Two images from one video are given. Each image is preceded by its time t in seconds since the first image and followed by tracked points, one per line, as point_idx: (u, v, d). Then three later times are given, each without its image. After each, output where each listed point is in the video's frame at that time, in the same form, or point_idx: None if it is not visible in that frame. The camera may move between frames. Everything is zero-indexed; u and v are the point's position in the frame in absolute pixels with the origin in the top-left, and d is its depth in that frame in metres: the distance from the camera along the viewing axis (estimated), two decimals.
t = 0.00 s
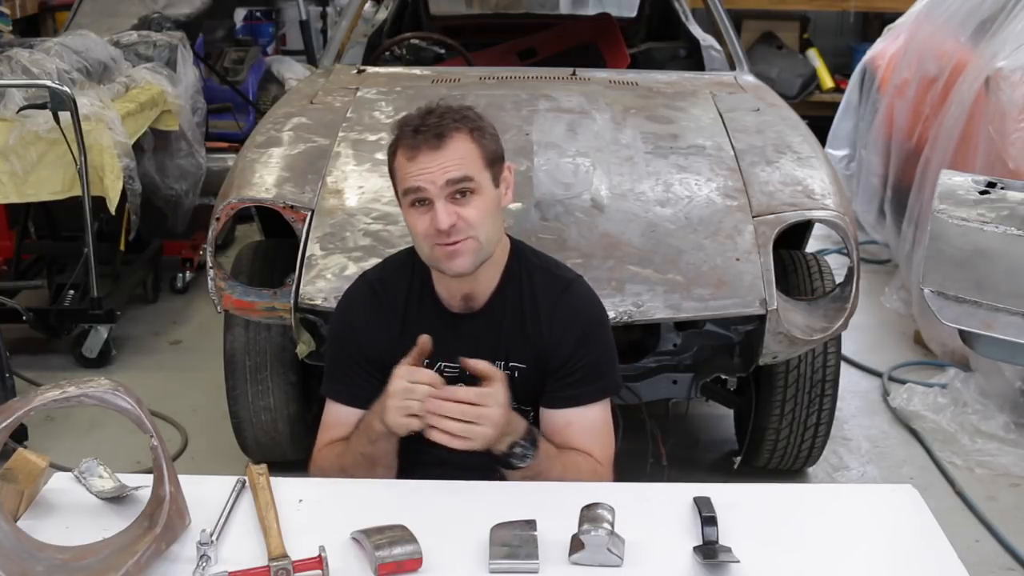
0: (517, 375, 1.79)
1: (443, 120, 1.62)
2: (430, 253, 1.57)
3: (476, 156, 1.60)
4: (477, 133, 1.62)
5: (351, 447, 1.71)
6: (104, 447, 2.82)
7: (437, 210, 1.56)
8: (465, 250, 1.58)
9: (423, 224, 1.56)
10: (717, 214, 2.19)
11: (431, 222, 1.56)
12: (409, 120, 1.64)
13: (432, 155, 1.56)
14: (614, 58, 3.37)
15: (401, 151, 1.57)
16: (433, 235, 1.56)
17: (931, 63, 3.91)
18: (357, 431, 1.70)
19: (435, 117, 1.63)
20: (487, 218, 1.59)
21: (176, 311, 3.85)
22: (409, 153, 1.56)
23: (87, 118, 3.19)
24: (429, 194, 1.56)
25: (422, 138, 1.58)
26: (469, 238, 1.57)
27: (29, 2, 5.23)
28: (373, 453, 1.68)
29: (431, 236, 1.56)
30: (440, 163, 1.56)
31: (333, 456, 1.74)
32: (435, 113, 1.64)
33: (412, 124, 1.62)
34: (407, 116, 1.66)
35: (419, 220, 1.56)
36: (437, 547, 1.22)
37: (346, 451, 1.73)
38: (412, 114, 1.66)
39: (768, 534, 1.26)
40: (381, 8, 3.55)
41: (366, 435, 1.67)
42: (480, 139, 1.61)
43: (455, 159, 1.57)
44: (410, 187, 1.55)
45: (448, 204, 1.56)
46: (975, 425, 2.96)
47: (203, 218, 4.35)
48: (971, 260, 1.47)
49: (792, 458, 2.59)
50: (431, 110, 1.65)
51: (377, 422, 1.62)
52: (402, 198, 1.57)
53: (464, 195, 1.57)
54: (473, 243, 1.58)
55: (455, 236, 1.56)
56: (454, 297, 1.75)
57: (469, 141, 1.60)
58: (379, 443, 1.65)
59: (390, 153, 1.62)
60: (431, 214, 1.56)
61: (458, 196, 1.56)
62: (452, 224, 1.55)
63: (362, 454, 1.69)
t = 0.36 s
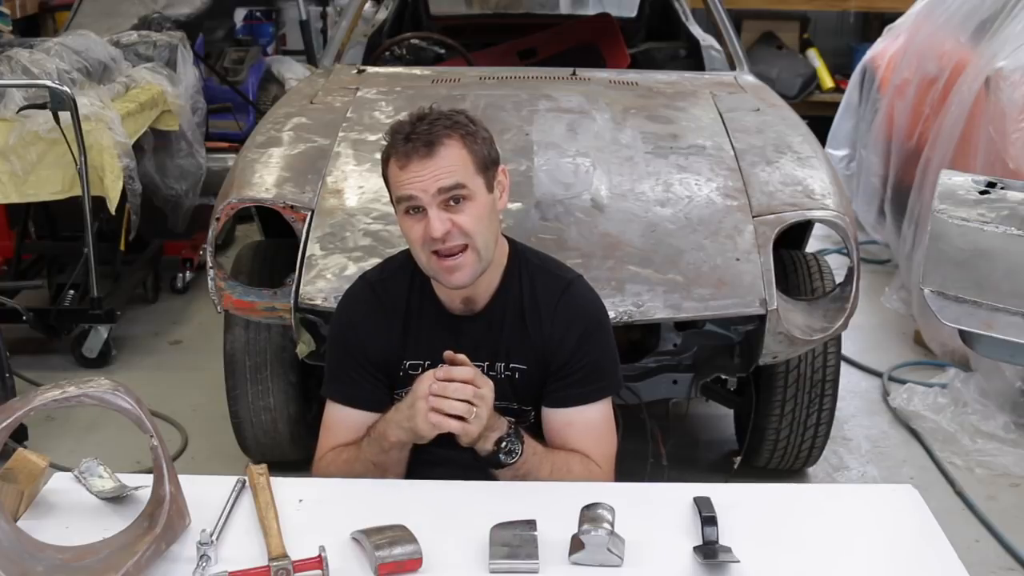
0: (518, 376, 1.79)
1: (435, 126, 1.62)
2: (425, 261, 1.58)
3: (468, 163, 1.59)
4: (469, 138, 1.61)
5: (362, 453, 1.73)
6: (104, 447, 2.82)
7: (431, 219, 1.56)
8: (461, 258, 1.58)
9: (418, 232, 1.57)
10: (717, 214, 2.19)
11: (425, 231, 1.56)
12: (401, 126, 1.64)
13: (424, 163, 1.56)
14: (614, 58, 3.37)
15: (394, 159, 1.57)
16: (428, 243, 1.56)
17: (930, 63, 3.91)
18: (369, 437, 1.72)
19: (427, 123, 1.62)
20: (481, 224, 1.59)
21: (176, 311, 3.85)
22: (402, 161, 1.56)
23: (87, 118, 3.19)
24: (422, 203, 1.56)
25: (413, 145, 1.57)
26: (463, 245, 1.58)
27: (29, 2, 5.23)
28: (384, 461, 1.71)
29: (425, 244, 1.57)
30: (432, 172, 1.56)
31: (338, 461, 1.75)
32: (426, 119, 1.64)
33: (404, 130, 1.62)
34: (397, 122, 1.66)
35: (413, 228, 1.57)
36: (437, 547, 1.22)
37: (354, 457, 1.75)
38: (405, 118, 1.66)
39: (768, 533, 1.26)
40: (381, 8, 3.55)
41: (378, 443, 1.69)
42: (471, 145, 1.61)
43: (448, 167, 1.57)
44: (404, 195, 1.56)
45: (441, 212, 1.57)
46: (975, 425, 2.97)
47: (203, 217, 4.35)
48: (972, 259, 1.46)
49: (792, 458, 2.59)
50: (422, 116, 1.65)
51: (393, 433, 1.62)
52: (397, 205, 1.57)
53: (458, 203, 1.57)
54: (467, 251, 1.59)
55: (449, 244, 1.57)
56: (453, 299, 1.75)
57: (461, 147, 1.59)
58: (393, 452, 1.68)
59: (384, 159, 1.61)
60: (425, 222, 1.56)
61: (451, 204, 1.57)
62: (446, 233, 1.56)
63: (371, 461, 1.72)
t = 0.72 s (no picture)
0: (518, 376, 1.79)
1: (439, 130, 1.61)
2: (427, 265, 1.58)
3: (472, 168, 1.59)
4: (473, 142, 1.61)
5: (358, 445, 1.72)
6: (104, 447, 2.82)
7: (433, 223, 1.56)
8: (463, 263, 1.58)
9: (420, 237, 1.57)
10: (717, 214, 2.19)
11: (427, 235, 1.56)
12: (404, 129, 1.63)
13: (428, 167, 1.56)
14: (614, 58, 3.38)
15: (398, 163, 1.57)
16: (430, 248, 1.56)
17: (931, 63, 3.91)
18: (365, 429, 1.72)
19: (431, 127, 1.62)
20: (483, 229, 1.59)
21: (176, 311, 3.85)
22: (405, 165, 1.56)
23: (87, 118, 3.19)
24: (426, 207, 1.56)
25: (417, 149, 1.57)
26: (466, 250, 1.58)
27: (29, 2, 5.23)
28: (379, 451, 1.70)
29: (427, 249, 1.57)
30: (437, 177, 1.55)
31: (335, 455, 1.75)
32: (430, 122, 1.63)
33: (408, 133, 1.61)
34: (400, 124, 1.65)
35: (416, 233, 1.57)
36: (437, 547, 1.22)
37: (350, 449, 1.73)
38: (409, 121, 1.65)
39: (768, 534, 1.26)
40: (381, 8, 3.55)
41: (374, 431, 1.68)
42: (475, 149, 1.61)
43: (452, 172, 1.56)
44: (407, 200, 1.55)
45: (444, 217, 1.56)
46: (975, 425, 2.97)
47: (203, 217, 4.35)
48: (972, 260, 1.45)
49: (792, 458, 2.59)
50: (426, 118, 1.64)
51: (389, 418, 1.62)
52: (400, 209, 1.57)
53: (461, 208, 1.57)
54: (470, 255, 1.59)
55: (452, 249, 1.57)
56: (454, 299, 1.75)
57: (464, 151, 1.59)
58: (387, 440, 1.67)
59: (387, 162, 1.61)
60: (428, 227, 1.56)
61: (455, 209, 1.57)
62: (449, 238, 1.56)
63: (368, 451, 1.71)
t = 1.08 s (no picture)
0: (518, 376, 1.79)
1: (441, 133, 1.61)
2: (425, 267, 1.59)
3: (472, 172, 1.59)
4: (475, 146, 1.61)
5: (352, 444, 1.72)
6: (104, 447, 2.82)
7: (432, 227, 1.56)
8: (461, 266, 1.58)
9: (418, 239, 1.57)
10: (717, 214, 2.19)
11: (426, 239, 1.56)
12: (407, 130, 1.63)
13: (428, 171, 1.56)
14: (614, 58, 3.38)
15: (399, 165, 1.57)
16: (428, 251, 1.56)
17: (931, 63, 3.91)
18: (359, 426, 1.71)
19: (435, 129, 1.62)
20: (482, 233, 1.59)
21: (176, 311, 3.85)
22: (406, 168, 1.56)
23: (87, 118, 3.19)
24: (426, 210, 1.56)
25: (419, 152, 1.57)
26: (464, 253, 1.58)
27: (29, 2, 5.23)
28: (373, 449, 1.68)
29: (426, 252, 1.57)
30: (438, 181, 1.55)
31: (334, 455, 1.75)
32: (433, 124, 1.63)
33: (410, 135, 1.61)
34: (403, 125, 1.65)
35: (415, 235, 1.57)
36: (437, 547, 1.22)
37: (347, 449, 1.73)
38: (411, 122, 1.65)
39: (768, 534, 1.26)
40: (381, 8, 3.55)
41: (367, 430, 1.67)
42: (477, 153, 1.60)
43: (453, 177, 1.56)
44: (407, 203, 1.55)
45: (443, 221, 1.56)
46: (975, 425, 2.97)
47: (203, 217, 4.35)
48: (972, 259, 1.43)
49: (792, 458, 2.59)
50: (430, 120, 1.64)
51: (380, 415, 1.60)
52: (399, 211, 1.57)
53: (460, 213, 1.57)
54: (468, 260, 1.59)
55: (450, 252, 1.57)
56: (453, 300, 1.75)
57: (466, 155, 1.59)
58: (379, 439, 1.66)
59: (388, 163, 1.61)
60: (427, 230, 1.56)
61: (454, 214, 1.57)
62: (447, 242, 1.56)
63: (362, 449, 1.70)
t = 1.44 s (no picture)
0: (517, 376, 1.79)
1: (441, 134, 1.61)
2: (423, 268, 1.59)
3: (472, 174, 1.59)
4: (475, 148, 1.61)
5: (353, 444, 1.71)
6: (104, 447, 2.82)
7: (431, 227, 1.56)
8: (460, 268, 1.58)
9: (417, 239, 1.57)
10: (717, 214, 2.19)
11: (424, 239, 1.56)
12: (407, 131, 1.64)
13: (428, 172, 1.56)
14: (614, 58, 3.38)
15: (398, 165, 1.57)
16: (426, 252, 1.57)
17: (930, 63, 3.91)
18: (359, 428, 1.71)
19: (435, 131, 1.62)
20: (481, 235, 1.59)
21: (176, 311, 3.85)
22: (405, 169, 1.56)
23: (87, 118, 3.19)
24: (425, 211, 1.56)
25: (419, 153, 1.57)
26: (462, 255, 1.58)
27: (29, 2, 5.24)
28: (374, 450, 1.69)
29: (424, 252, 1.57)
30: (436, 183, 1.55)
31: (334, 456, 1.75)
32: (433, 125, 1.63)
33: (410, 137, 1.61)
34: (404, 126, 1.65)
35: (413, 235, 1.57)
36: (437, 547, 1.22)
37: (348, 449, 1.73)
38: (411, 123, 1.65)
39: (768, 534, 1.26)
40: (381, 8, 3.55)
41: (368, 429, 1.67)
42: (477, 156, 1.60)
43: (452, 179, 1.56)
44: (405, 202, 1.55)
45: (442, 222, 1.56)
46: (975, 425, 2.97)
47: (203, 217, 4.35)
48: (972, 260, 1.42)
49: (792, 458, 2.59)
50: (431, 121, 1.64)
51: (382, 416, 1.61)
52: (398, 211, 1.57)
53: (460, 214, 1.57)
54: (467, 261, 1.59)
55: (448, 253, 1.57)
56: (451, 301, 1.75)
57: (466, 157, 1.59)
58: (379, 439, 1.66)
59: (387, 163, 1.61)
60: (425, 230, 1.56)
61: (453, 216, 1.56)
62: (446, 242, 1.56)
63: (363, 449, 1.70)
